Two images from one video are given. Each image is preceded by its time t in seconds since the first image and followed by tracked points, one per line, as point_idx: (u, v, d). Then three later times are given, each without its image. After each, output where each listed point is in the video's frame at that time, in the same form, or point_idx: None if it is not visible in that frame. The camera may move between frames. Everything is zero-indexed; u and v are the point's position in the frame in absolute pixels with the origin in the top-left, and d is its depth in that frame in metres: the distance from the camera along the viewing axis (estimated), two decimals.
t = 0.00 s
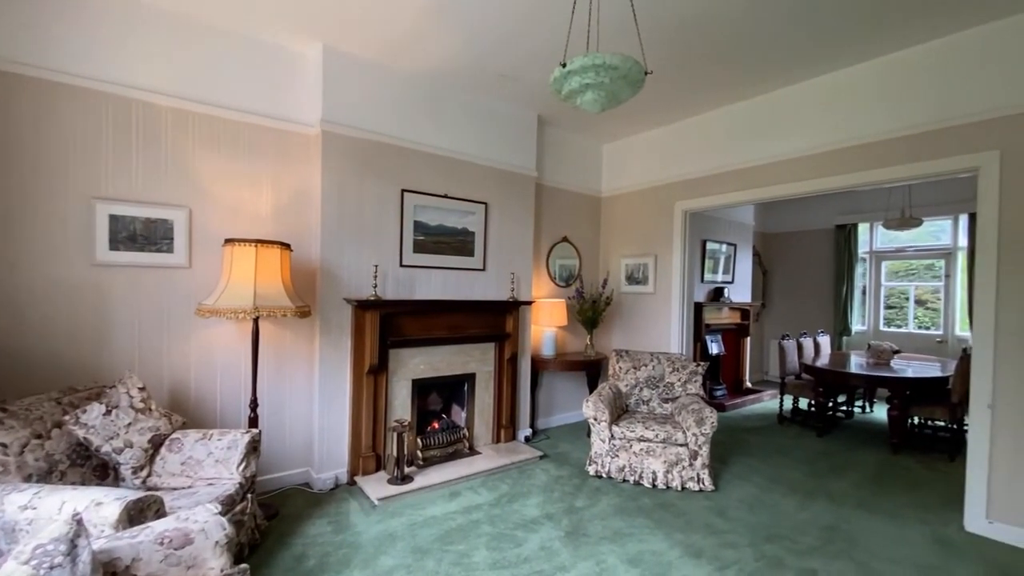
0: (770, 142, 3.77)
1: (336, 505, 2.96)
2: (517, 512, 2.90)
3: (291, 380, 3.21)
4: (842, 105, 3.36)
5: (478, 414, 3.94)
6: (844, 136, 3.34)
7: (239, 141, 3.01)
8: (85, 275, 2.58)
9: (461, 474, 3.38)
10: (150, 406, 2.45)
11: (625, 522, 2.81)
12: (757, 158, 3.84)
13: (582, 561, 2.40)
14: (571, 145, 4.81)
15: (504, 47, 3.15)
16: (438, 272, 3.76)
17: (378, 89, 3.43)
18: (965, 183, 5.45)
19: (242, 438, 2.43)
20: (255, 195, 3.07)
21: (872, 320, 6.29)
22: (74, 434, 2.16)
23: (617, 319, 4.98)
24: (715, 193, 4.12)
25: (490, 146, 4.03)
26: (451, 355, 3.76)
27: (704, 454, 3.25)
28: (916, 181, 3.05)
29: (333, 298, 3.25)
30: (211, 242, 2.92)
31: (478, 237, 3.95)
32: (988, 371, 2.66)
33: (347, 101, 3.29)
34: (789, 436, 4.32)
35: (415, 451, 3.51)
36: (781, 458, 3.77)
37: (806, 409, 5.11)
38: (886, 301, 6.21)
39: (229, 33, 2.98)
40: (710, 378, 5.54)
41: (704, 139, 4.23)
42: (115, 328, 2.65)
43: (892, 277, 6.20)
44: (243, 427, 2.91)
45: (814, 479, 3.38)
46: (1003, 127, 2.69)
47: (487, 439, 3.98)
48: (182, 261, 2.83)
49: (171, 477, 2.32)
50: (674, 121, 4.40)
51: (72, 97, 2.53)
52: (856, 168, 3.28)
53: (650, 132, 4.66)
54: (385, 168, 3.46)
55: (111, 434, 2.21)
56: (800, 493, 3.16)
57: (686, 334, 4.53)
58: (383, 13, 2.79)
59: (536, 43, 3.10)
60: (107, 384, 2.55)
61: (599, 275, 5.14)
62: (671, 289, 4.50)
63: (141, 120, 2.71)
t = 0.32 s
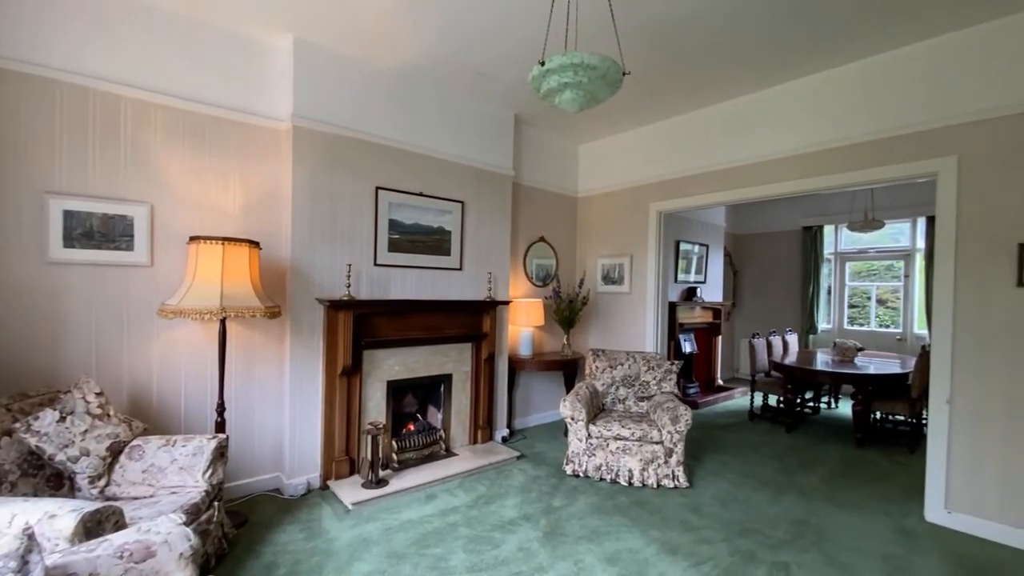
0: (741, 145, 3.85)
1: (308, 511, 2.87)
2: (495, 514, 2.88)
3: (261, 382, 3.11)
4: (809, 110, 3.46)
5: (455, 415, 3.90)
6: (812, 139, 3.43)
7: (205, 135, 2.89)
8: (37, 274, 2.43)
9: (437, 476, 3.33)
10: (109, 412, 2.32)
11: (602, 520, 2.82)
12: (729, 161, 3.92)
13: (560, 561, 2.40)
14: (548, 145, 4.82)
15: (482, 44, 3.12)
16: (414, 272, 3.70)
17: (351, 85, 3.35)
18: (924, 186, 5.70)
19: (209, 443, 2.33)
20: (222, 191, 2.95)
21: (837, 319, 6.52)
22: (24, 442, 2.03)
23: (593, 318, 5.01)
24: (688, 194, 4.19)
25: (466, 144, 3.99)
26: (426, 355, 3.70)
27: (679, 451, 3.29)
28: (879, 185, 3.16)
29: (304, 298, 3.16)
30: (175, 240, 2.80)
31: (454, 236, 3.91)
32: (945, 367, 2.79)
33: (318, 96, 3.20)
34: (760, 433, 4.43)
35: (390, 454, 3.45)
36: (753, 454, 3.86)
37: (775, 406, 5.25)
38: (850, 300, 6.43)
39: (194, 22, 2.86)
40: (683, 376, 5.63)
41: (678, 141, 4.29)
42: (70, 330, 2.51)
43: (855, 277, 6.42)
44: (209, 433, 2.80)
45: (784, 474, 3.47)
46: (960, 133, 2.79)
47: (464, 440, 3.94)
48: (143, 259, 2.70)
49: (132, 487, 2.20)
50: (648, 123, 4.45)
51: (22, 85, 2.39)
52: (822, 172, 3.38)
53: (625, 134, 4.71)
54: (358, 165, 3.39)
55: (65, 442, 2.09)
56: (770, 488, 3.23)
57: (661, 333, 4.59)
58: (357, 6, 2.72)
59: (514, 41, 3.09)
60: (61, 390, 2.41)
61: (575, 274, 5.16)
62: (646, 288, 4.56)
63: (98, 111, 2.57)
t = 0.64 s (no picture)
0: (715, 147, 3.92)
1: (279, 518, 2.78)
2: (473, 516, 2.85)
3: (229, 385, 2.99)
4: (780, 114, 3.54)
5: (432, 416, 3.85)
6: (784, 143, 3.52)
7: (170, 127, 2.77)
8: None
9: (415, 479, 3.28)
10: (65, 418, 2.20)
11: (581, 520, 2.82)
12: (703, 163, 3.98)
13: (539, 562, 2.39)
14: (525, 144, 4.81)
15: (460, 41, 3.09)
16: (390, 271, 3.64)
17: (325, 79, 3.27)
18: (887, 190, 5.89)
19: (174, 450, 2.22)
20: (188, 186, 2.83)
21: (805, 318, 6.72)
22: None
23: (571, 318, 5.03)
24: (664, 195, 4.25)
25: (444, 143, 3.95)
26: (403, 356, 3.64)
27: (655, 449, 3.33)
28: (845, 188, 3.26)
29: (276, 298, 3.06)
30: (137, 237, 2.67)
31: (431, 235, 3.86)
32: (908, 364, 2.90)
33: (291, 89, 3.11)
34: (732, 429, 4.52)
35: (366, 457, 3.37)
36: (726, 451, 3.93)
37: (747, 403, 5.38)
38: (817, 299, 6.63)
39: (158, 9, 2.73)
40: (659, 374, 5.71)
41: (654, 143, 4.35)
42: (21, 332, 2.36)
43: (822, 277, 6.63)
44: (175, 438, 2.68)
45: (756, 469, 3.56)
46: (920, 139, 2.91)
47: (441, 441, 3.90)
48: (103, 258, 2.56)
49: (91, 497, 2.09)
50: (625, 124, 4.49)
51: None
52: (792, 175, 3.47)
53: (602, 134, 4.74)
54: (333, 162, 3.31)
55: (17, 450, 1.96)
56: (744, 484, 3.30)
57: (637, 333, 4.64)
58: None
59: (492, 39, 3.06)
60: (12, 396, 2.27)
61: (553, 274, 5.16)
62: (623, 288, 4.60)
63: (53, 100, 2.43)
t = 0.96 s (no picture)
0: (691, 150, 3.98)
1: (251, 525, 2.69)
2: (452, 518, 2.82)
3: (197, 389, 2.88)
4: (754, 117, 3.62)
5: (409, 417, 3.79)
6: (757, 146, 3.59)
7: (133, 120, 2.64)
8: None
9: (392, 482, 3.22)
10: (20, 425, 2.07)
11: (561, 519, 2.82)
12: (679, 165, 4.04)
13: (519, 563, 2.37)
14: (504, 144, 4.79)
15: (440, 37, 3.05)
16: (366, 270, 3.57)
17: (299, 73, 3.19)
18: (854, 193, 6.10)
19: (139, 456, 2.12)
20: (154, 182, 2.71)
21: (776, 317, 6.90)
22: None
23: (549, 318, 5.03)
24: (641, 196, 4.29)
25: (421, 140, 3.90)
26: (379, 357, 3.58)
27: (633, 447, 3.36)
28: (815, 191, 3.35)
29: (247, 298, 2.96)
30: (99, 235, 2.54)
31: (409, 234, 3.80)
32: (875, 361, 3.00)
33: (263, 82, 3.01)
34: (708, 426, 4.60)
35: (341, 461, 3.30)
36: (701, 448, 4.00)
37: (721, 400, 5.49)
38: (787, 299, 6.82)
39: None
40: (635, 373, 5.78)
41: (632, 143, 4.39)
42: None
43: (791, 277, 6.81)
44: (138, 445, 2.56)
45: (731, 465, 3.62)
46: (885, 144, 3.02)
47: (419, 443, 3.85)
48: (60, 256, 2.43)
49: (48, 508, 1.97)
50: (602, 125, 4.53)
51: None
52: (765, 177, 3.55)
53: (581, 134, 4.76)
54: (307, 158, 3.22)
55: None
56: (719, 480, 3.36)
57: (615, 332, 4.68)
58: None
59: (472, 36, 3.04)
60: None
61: (532, 274, 5.16)
62: (601, 288, 4.62)
63: (4, 88, 2.29)
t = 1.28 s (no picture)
0: (667, 151, 4.03)
1: (219, 534, 2.59)
2: (431, 520, 2.78)
3: (162, 393, 2.76)
4: (728, 120, 3.69)
5: (386, 419, 3.72)
6: (731, 148, 3.66)
7: (92, 110, 2.51)
8: None
9: (368, 485, 3.15)
10: None
11: (540, 519, 2.81)
12: (655, 166, 4.08)
13: (499, 565, 2.35)
14: (482, 142, 4.76)
15: (417, 31, 3.00)
16: (341, 269, 3.49)
17: (271, 66, 3.09)
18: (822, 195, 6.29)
19: (100, 464, 2.01)
20: (115, 176, 2.58)
21: (748, 316, 7.06)
22: None
23: (528, 317, 5.03)
24: (619, 196, 4.32)
25: (398, 137, 3.83)
26: (355, 358, 3.50)
27: (612, 445, 3.38)
28: (786, 192, 3.43)
29: (216, 298, 2.85)
30: (55, 231, 2.41)
31: (385, 233, 3.73)
32: (843, 359, 3.09)
33: (233, 74, 2.91)
34: (683, 424, 4.67)
35: (316, 465, 3.21)
36: (678, 445, 4.06)
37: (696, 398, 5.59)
38: (759, 298, 6.99)
39: None
40: (613, 372, 5.83)
41: (609, 144, 4.42)
42: None
43: (763, 277, 6.99)
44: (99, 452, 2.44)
45: (707, 462, 3.68)
46: (852, 147, 3.12)
47: (396, 445, 3.79)
48: (12, 254, 2.29)
49: None
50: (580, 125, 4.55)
51: None
52: (738, 179, 3.62)
53: (559, 134, 4.77)
54: (279, 154, 3.13)
55: None
56: (695, 477, 3.41)
57: (593, 331, 4.71)
58: None
59: (451, 31, 3.00)
60: None
61: (510, 274, 5.14)
62: (579, 287, 4.64)
63: None
